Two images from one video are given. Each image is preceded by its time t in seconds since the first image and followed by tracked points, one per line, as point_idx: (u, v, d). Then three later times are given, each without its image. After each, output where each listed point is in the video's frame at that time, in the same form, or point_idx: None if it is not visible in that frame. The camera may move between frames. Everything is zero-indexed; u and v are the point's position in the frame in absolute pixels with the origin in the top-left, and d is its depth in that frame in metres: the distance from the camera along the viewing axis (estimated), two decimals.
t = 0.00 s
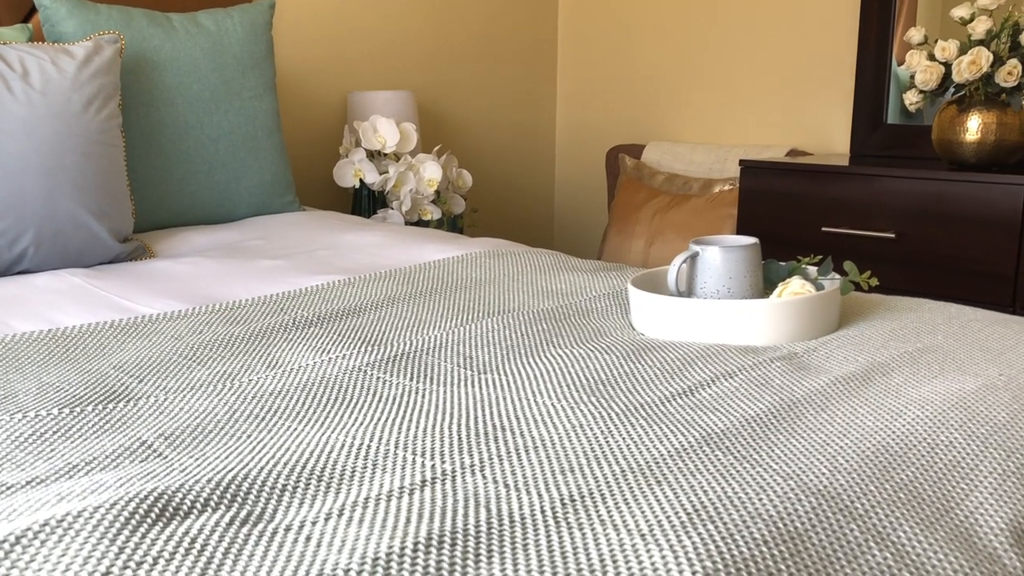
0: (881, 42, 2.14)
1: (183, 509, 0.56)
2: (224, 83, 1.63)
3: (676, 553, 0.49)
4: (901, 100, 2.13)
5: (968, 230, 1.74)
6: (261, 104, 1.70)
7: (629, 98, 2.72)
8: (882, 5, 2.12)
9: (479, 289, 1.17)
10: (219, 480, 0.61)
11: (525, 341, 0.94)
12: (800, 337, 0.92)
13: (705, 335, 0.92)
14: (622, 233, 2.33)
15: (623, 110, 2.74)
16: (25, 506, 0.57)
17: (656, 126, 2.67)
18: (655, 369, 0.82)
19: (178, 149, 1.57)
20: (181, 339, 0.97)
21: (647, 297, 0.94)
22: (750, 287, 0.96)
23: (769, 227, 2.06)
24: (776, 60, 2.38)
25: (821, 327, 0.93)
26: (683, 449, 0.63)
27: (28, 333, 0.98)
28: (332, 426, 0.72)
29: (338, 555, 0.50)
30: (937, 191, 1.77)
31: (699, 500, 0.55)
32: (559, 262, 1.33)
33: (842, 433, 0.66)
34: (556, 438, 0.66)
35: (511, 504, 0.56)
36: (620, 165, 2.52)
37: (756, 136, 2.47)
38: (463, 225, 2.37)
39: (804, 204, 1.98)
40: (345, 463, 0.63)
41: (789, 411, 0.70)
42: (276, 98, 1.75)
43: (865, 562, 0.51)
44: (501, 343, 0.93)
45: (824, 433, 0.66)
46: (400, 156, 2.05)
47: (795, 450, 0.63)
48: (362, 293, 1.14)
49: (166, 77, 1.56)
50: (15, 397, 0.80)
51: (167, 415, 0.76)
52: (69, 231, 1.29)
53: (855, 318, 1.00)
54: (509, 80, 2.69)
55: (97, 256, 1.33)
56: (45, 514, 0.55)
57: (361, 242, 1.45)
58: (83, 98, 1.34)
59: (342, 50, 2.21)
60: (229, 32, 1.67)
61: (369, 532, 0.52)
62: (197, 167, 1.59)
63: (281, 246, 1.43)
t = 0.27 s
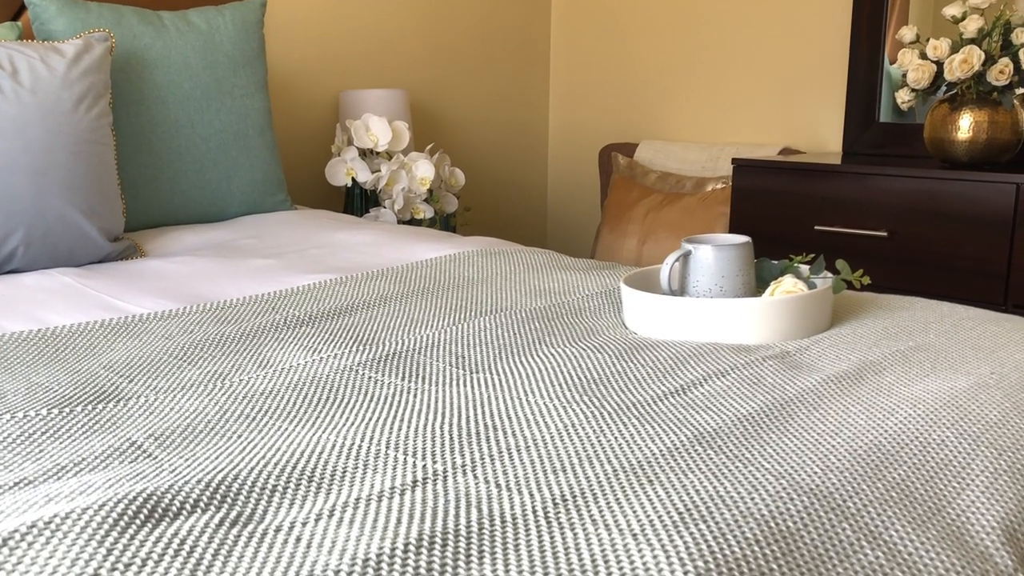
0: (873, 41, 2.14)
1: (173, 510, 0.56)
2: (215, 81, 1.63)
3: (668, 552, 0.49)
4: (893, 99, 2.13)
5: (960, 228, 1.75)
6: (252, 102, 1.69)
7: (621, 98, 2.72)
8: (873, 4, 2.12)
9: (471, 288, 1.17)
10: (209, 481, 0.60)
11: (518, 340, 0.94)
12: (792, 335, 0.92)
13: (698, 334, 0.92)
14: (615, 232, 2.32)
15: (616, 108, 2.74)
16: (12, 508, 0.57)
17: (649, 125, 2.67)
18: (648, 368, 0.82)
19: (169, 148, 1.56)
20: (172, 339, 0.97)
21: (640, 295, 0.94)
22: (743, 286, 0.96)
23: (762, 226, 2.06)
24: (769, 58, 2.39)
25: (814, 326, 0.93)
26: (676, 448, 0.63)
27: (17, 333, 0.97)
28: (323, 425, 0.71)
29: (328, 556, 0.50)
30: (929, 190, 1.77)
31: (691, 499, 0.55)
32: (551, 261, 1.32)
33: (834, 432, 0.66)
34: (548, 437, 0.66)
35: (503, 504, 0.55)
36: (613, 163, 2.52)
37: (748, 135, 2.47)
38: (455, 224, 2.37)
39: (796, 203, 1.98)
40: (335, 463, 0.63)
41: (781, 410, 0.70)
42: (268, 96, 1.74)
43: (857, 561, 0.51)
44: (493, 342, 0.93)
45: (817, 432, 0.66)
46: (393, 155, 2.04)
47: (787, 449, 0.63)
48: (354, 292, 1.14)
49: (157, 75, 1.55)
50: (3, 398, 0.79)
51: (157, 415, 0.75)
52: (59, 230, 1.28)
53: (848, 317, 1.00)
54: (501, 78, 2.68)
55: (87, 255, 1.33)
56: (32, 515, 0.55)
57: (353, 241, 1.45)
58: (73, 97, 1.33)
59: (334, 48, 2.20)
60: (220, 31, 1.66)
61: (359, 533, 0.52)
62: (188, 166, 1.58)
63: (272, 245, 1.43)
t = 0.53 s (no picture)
0: (866, 40, 2.14)
1: (163, 510, 0.56)
2: (207, 80, 1.62)
3: (660, 552, 0.49)
4: (885, 98, 2.14)
5: (952, 227, 1.75)
6: (244, 101, 1.69)
7: (614, 97, 2.72)
8: (866, 3, 2.13)
9: (464, 287, 1.17)
10: (200, 481, 0.60)
11: (511, 339, 0.93)
12: (784, 334, 0.92)
13: (691, 333, 0.92)
14: (608, 231, 2.32)
15: (609, 107, 2.74)
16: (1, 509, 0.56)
17: (642, 124, 2.67)
18: (641, 367, 0.82)
19: (160, 146, 1.55)
20: (163, 339, 0.96)
21: (633, 294, 0.94)
22: (736, 285, 0.96)
23: (754, 224, 2.06)
24: (762, 57, 2.39)
25: (806, 325, 0.93)
26: (668, 447, 0.63)
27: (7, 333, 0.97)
28: (314, 425, 0.71)
29: (320, 556, 0.49)
30: (921, 189, 1.78)
31: (683, 498, 0.54)
32: (544, 260, 1.32)
33: (826, 430, 0.66)
34: (541, 436, 0.66)
35: (495, 504, 0.55)
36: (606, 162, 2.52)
37: (741, 133, 2.47)
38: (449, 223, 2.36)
39: (789, 201, 1.99)
40: (328, 463, 0.63)
41: (774, 408, 0.70)
42: (260, 95, 1.74)
43: (849, 560, 0.51)
44: (486, 341, 0.93)
45: (809, 430, 0.66)
46: (385, 154, 2.04)
47: (779, 447, 0.62)
48: (347, 291, 1.13)
49: (148, 74, 1.54)
50: None
51: (148, 415, 0.75)
52: (50, 229, 1.27)
53: (840, 315, 1.00)
54: (495, 77, 2.68)
55: (79, 254, 1.32)
56: (22, 516, 0.54)
57: (346, 240, 1.44)
58: (64, 95, 1.32)
59: (326, 47, 2.20)
60: (212, 29, 1.65)
61: (351, 533, 0.52)
62: (180, 165, 1.58)
63: (264, 244, 1.42)
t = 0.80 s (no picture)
0: (858, 39, 2.15)
1: (153, 511, 0.55)
2: (198, 78, 1.61)
3: (651, 551, 0.49)
4: (878, 97, 2.14)
5: (944, 226, 1.75)
6: (236, 99, 1.68)
7: (607, 96, 2.72)
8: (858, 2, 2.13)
9: (456, 286, 1.16)
10: (189, 481, 0.60)
11: (503, 338, 0.93)
12: (776, 333, 0.92)
13: (682, 332, 0.92)
14: (601, 229, 2.32)
15: (602, 106, 2.74)
16: None
17: (635, 123, 2.67)
18: (633, 366, 0.82)
19: (151, 145, 1.54)
20: (154, 338, 0.95)
21: (625, 293, 0.94)
22: (727, 283, 0.96)
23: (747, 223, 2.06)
24: (754, 56, 2.39)
25: (798, 324, 0.93)
26: (660, 446, 0.63)
27: None
28: (305, 425, 0.71)
29: (310, 556, 0.49)
30: (913, 187, 1.78)
31: (675, 497, 0.54)
32: (537, 258, 1.32)
33: (818, 429, 0.66)
34: (532, 435, 0.66)
35: (486, 503, 0.55)
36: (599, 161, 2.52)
37: (734, 132, 2.47)
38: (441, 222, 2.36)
39: (781, 200, 1.99)
40: (318, 463, 0.62)
41: (765, 407, 0.70)
42: (252, 93, 1.73)
43: (840, 559, 0.51)
44: (478, 340, 0.92)
45: (801, 429, 0.66)
46: (378, 152, 2.03)
47: (770, 446, 0.62)
48: (338, 290, 1.13)
49: (139, 72, 1.54)
50: None
51: (137, 415, 0.74)
52: (40, 228, 1.27)
53: (832, 314, 1.00)
54: (487, 76, 2.68)
55: (69, 253, 1.31)
56: (9, 517, 0.54)
57: (338, 239, 1.44)
58: (54, 93, 1.31)
59: (318, 45, 2.19)
60: (203, 27, 1.65)
61: (341, 533, 0.52)
62: (171, 164, 1.57)
63: (256, 243, 1.42)
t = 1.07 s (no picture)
0: (851, 38, 2.15)
1: (144, 512, 0.55)
2: (191, 77, 1.61)
3: (645, 551, 0.49)
4: (870, 96, 2.14)
5: (937, 225, 1.76)
6: (228, 98, 1.67)
7: (601, 95, 2.72)
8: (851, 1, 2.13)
9: (450, 285, 1.16)
10: (181, 482, 0.59)
11: (496, 337, 0.93)
12: (769, 332, 0.92)
13: (676, 330, 0.92)
14: (594, 228, 2.33)
15: (596, 105, 2.74)
16: None
17: (628, 122, 2.68)
18: (626, 365, 0.82)
19: (143, 144, 1.54)
20: (146, 338, 0.95)
21: (618, 292, 0.94)
22: (721, 282, 0.96)
23: (740, 222, 2.06)
24: (747, 55, 2.39)
25: (791, 323, 0.93)
26: (654, 445, 0.63)
27: None
28: (297, 425, 0.70)
29: (302, 557, 0.49)
30: (906, 186, 1.78)
31: (669, 497, 0.54)
32: (530, 257, 1.32)
33: (811, 428, 0.66)
34: (526, 435, 0.66)
35: (480, 503, 0.55)
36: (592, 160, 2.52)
37: (727, 132, 2.47)
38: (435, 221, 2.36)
39: (774, 199, 1.99)
40: (311, 463, 0.62)
41: (759, 406, 0.70)
42: (244, 92, 1.72)
43: (834, 558, 0.51)
44: (471, 339, 0.92)
45: (794, 428, 0.66)
46: (371, 152, 2.03)
47: (764, 445, 0.62)
48: (332, 290, 1.13)
49: (130, 71, 1.53)
50: None
51: (129, 415, 0.74)
52: (31, 227, 1.26)
53: (825, 313, 1.01)
54: (481, 75, 2.68)
55: (61, 253, 1.31)
56: None
57: (332, 238, 1.44)
58: (45, 92, 1.31)
59: (311, 44, 2.19)
60: (195, 26, 1.64)
61: (334, 534, 0.51)
62: (163, 163, 1.57)
63: (249, 242, 1.41)
